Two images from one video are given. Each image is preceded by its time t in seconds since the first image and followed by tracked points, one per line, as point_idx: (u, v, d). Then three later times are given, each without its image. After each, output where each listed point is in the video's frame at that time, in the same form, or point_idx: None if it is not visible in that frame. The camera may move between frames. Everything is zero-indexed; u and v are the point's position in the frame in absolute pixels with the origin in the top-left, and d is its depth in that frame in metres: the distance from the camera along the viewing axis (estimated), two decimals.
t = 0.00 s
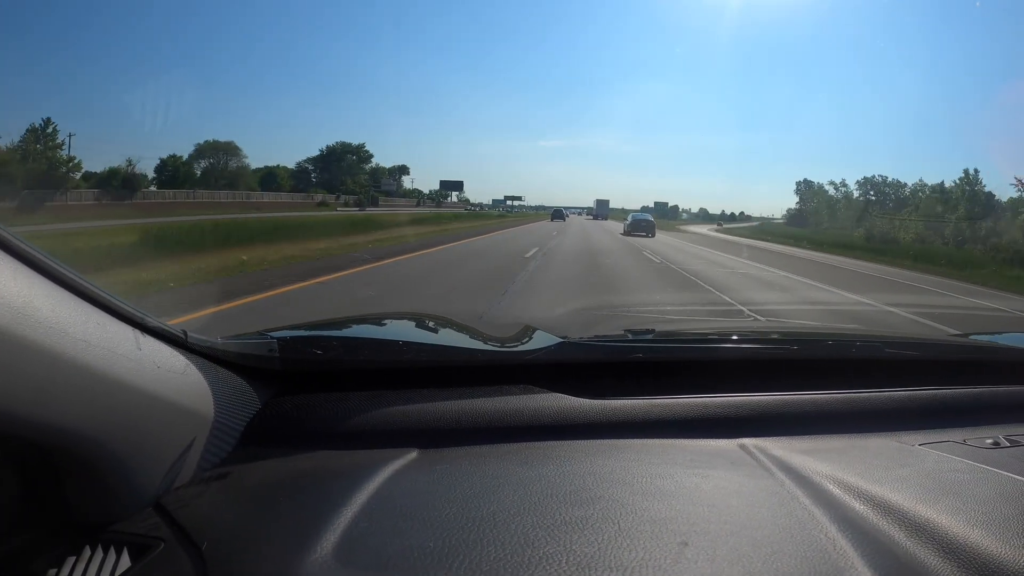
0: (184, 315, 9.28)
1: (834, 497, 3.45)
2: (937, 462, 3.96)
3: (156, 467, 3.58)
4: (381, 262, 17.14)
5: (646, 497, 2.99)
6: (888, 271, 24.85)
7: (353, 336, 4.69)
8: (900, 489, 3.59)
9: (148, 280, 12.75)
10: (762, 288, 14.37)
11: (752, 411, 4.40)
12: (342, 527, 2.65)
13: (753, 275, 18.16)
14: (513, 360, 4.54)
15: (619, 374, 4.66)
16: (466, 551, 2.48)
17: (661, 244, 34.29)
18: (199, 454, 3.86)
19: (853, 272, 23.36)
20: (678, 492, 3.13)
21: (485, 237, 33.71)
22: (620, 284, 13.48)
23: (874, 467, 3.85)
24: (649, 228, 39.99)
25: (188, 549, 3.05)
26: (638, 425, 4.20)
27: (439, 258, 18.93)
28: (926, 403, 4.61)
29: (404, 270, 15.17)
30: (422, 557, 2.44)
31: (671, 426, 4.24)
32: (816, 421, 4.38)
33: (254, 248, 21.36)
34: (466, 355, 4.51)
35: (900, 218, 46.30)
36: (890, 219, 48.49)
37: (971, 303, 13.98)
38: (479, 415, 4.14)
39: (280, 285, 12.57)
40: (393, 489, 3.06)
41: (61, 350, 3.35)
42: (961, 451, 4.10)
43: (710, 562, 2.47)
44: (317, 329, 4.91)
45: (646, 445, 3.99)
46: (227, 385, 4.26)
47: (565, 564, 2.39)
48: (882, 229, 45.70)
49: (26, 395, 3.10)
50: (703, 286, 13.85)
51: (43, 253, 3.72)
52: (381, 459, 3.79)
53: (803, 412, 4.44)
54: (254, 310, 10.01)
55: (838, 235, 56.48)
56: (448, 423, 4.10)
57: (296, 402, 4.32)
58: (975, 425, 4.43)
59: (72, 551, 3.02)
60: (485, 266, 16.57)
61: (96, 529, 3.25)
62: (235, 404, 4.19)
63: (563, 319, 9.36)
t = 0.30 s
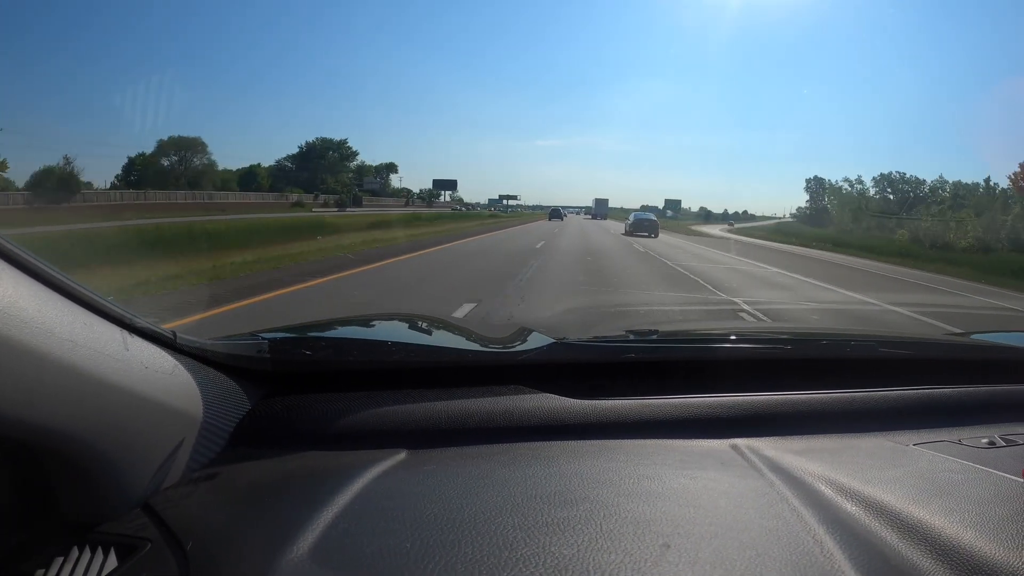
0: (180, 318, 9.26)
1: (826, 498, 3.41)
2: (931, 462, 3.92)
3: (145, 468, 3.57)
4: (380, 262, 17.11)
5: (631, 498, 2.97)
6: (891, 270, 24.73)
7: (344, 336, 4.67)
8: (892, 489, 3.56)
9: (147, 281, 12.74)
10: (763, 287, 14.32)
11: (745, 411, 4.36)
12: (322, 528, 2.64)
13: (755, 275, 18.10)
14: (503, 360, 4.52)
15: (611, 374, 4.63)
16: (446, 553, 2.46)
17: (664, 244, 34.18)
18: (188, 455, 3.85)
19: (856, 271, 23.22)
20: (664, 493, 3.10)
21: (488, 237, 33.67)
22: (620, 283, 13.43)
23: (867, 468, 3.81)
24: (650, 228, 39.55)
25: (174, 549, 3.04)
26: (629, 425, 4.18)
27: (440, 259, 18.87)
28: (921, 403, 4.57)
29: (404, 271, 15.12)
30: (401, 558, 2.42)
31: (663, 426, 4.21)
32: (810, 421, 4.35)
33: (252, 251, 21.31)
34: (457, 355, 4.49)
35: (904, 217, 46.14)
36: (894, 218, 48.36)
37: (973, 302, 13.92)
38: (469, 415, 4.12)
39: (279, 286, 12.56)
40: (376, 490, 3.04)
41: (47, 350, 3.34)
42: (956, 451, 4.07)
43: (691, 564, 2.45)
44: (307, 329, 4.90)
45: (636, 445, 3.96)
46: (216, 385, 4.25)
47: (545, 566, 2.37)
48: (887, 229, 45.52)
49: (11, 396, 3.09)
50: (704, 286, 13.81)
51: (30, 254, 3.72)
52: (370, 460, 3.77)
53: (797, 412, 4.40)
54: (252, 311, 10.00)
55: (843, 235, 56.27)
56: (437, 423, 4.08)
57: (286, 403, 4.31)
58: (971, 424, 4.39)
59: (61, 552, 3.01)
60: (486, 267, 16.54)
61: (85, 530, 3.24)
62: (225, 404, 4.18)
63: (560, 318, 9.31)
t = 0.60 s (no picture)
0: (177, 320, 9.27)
1: (818, 496, 3.43)
2: (924, 459, 3.94)
3: (141, 467, 3.59)
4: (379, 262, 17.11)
5: (622, 496, 2.99)
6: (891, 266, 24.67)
7: (339, 336, 4.69)
8: (884, 487, 3.58)
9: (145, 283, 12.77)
10: (761, 285, 14.33)
11: (739, 409, 4.38)
12: (314, 526, 2.66)
13: (754, 273, 18.10)
14: (498, 359, 4.54)
15: (605, 372, 4.65)
16: (436, 551, 2.47)
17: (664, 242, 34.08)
18: (185, 454, 3.87)
19: (856, 269, 23.20)
20: (655, 491, 3.12)
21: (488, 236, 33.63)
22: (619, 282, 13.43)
23: (860, 465, 3.83)
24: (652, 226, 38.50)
25: (170, 548, 3.06)
26: (623, 423, 4.19)
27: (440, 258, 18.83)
28: (914, 400, 4.59)
29: (402, 271, 15.13)
30: (392, 556, 2.44)
31: (658, 424, 4.22)
32: (803, 418, 4.36)
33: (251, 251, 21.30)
34: (452, 354, 4.51)
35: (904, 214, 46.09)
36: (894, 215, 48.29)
37: (971, 298, 13.94)
38: (463, 414, 4.14)
39: (277, 287, 12.59)
40: (369, 488, 3.06)
41: (43, 351, 3.37)
42: (949, 449, 4.08)
43: (679, 562, 2.46)
44: (303, 329, 4.92)
45: (630, 443, 3.98)
46: (212, 385, 4.27)
47: (534, 565, 2.39)
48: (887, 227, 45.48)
49: (7, 397, 3.11)
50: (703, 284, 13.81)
51: (25, 256, 3.74)
52: (365, 458, 3.80)
53: (791, 410, 4.41)
54: (249, 312, 10.02)
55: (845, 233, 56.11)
56: (432, 422, 4.09)
57: (282, 402, 4.33)
58: (964, 421, 4.41)
59: (58, 552, 3.03)
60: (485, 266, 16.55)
61: (82, 530, 3.27)
62: (220, 404, 4.20)
63: (558, 317, 9.32)
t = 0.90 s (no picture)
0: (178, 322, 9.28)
1: (813, 493, 3.43)
2: (919, 455, 3.94)
3: (137, 467, 3.61)
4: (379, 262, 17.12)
5: (614, 494, 2.99)
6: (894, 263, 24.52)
7: (335, 335, 4.69)
8: (879, 483, 3.58)
9: (142, 286, 12.75)
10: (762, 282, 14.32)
11: (735, 406, 4.38)
12: (306, 524, 2.67)
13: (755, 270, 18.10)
14: (494, 357, 4.54)
15: (601, 370, 4.65)
16: (427, 549, 2.48)
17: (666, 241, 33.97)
18: (181, 454, 3.88)
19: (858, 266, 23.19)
20: (648, 488, 3.13)
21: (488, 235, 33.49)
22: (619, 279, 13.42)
23: (855, 462, 3.83)
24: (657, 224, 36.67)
25: (165, 546, 3.08)
26: (618, 420, 4.20)
27: (440, 258, 18.78)
28: (911, 396, 4.58)
29: (403, 270, 15.14)
30: (382, 554, 2.45)
31: (654, 421, 4.22)
32: (800, 415, 4.36)
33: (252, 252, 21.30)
34: (447, 353, 4.52)
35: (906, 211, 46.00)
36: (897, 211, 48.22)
37: (972, 294, 13.92)
38: (458, 413, 4.14)
39: (276, 289, 12.59)
40: (363, 486, 3.08)
41: (38, 352, 3.38)
42: (945, 444, 4.08)
43: (668, 559, 2.47)
44: (299, 329, 4.93)
45: (625, 440, 3.99)
46: (207, 385, 4.28)
47: (524, 562, 2.40)
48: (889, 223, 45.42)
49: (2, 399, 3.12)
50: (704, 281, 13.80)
51: (19, 257, 3.75)
52: (360, 457, 3.80)
53: (787, 406, 4.41)
54: (246, 315, 10.00)
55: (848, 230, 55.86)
56: (428, 420, 4.10)
57: (277, 402, 4.34)
58: (961, 416, 4.40)
59: (55, 551, 3.05)
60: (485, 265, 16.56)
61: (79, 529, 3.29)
62: (216, 404, 4.21)
63: (558, 315, 9.32)
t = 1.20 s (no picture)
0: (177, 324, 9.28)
1: (809, 488, 3.42)
2: (916, 450, 3.93)
3: (133, 468, 3.61)
4: (379, 263, 17.12)
5: (609, 490, 2.99)
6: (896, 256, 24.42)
7: (330, 335, 4.69)
8: (876, 478, 3.57)
9: (138, 288, 12.72)
10: (760, 279, 14.31)
11: (732, 402, 4.37)
12: (300, 523, 2.67)
13: (754, 267, 18.09)
14: (490, 355, 4.54)
15: (596, 368, 4.64)
16: (420, 546, 2.48)
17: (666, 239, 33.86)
18: (177, 455, 3.88)
19: (857, 262, 23.17)
20: (643, 485, 3.12)
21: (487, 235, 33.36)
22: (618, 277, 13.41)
23: (852, 457, 3.83)
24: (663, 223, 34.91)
25: (162, 547, 3.07)
26: (614, 417, 4.19)
27: (438, 258, 18.73)
28: (908, 391, 4.58)
29: (401, 271, 15.12)
30: (376, 551, 2.45)
31: (650, 417, 4.21)
32: (796, 411, 4.35)
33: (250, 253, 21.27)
34: (443, 351, 4.51)
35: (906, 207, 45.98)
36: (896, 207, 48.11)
37: (971, 289, 13.90)
38: (454, 411, 4.14)
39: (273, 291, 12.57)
40: (358, 485, 3.08)
41: (33, 353, 3.37)
42: (942, 439, 4.07)
43: (662, 555, 2.47)
44: (295, 329, 4.93)
45: (621, 438, 3.97)
46: (203, 386, 4.28)
47: (518, 559, 2.39)
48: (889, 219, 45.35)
49: None
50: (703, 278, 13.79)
51: (13, 258, 3.74)
52: (356, 456, 3.80)
53: (784, 402, 4.40)
54: (243, 317, 9.96)
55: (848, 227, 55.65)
56: (425, 418, 4.09)
57: (273, 402, 4.33)
58: (957, 411, 4.40)
59: (52, 553, 3.05)
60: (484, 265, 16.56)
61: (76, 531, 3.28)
62: (212, 404, 4.21)
63: (557, 313, 9.30)
